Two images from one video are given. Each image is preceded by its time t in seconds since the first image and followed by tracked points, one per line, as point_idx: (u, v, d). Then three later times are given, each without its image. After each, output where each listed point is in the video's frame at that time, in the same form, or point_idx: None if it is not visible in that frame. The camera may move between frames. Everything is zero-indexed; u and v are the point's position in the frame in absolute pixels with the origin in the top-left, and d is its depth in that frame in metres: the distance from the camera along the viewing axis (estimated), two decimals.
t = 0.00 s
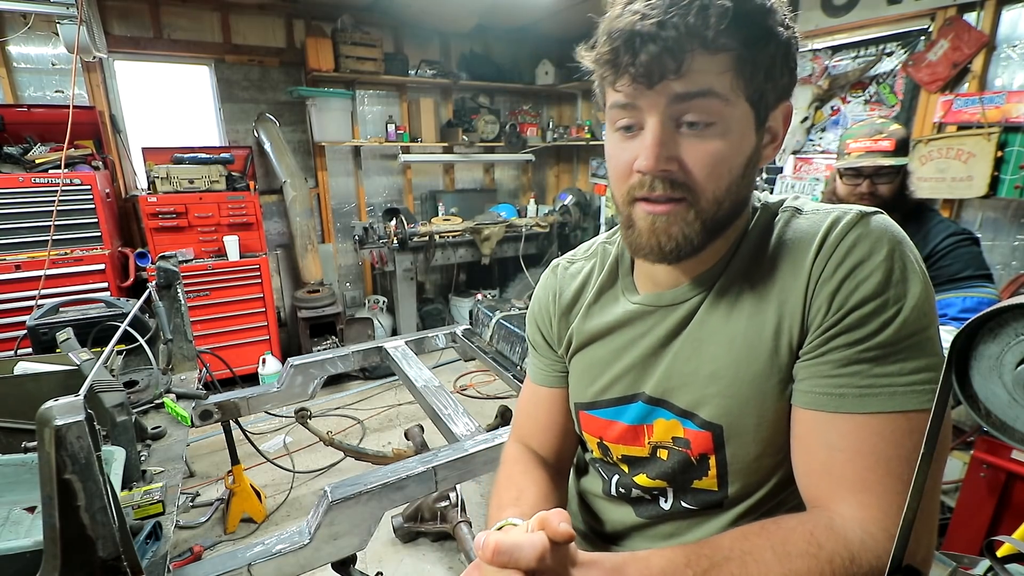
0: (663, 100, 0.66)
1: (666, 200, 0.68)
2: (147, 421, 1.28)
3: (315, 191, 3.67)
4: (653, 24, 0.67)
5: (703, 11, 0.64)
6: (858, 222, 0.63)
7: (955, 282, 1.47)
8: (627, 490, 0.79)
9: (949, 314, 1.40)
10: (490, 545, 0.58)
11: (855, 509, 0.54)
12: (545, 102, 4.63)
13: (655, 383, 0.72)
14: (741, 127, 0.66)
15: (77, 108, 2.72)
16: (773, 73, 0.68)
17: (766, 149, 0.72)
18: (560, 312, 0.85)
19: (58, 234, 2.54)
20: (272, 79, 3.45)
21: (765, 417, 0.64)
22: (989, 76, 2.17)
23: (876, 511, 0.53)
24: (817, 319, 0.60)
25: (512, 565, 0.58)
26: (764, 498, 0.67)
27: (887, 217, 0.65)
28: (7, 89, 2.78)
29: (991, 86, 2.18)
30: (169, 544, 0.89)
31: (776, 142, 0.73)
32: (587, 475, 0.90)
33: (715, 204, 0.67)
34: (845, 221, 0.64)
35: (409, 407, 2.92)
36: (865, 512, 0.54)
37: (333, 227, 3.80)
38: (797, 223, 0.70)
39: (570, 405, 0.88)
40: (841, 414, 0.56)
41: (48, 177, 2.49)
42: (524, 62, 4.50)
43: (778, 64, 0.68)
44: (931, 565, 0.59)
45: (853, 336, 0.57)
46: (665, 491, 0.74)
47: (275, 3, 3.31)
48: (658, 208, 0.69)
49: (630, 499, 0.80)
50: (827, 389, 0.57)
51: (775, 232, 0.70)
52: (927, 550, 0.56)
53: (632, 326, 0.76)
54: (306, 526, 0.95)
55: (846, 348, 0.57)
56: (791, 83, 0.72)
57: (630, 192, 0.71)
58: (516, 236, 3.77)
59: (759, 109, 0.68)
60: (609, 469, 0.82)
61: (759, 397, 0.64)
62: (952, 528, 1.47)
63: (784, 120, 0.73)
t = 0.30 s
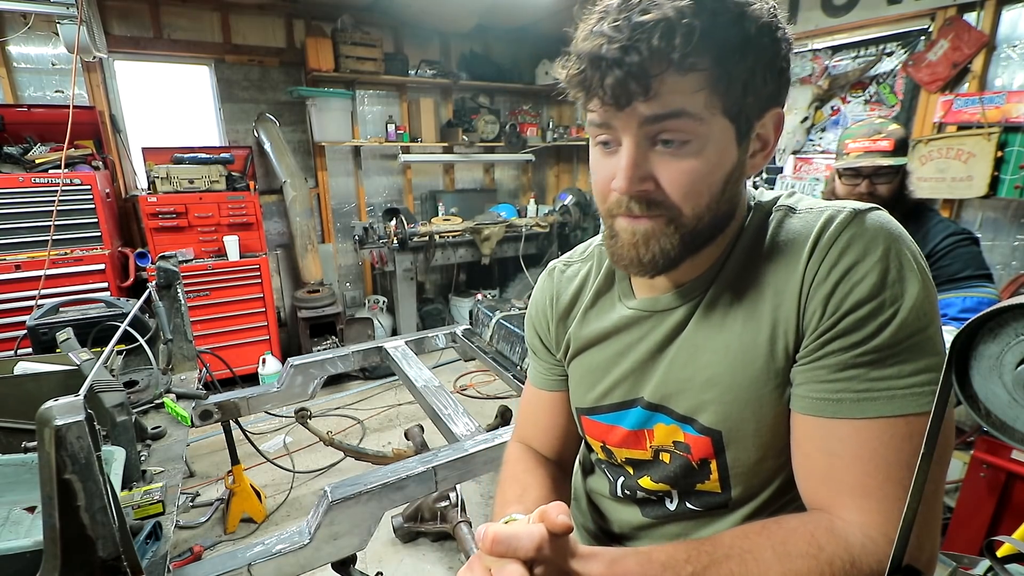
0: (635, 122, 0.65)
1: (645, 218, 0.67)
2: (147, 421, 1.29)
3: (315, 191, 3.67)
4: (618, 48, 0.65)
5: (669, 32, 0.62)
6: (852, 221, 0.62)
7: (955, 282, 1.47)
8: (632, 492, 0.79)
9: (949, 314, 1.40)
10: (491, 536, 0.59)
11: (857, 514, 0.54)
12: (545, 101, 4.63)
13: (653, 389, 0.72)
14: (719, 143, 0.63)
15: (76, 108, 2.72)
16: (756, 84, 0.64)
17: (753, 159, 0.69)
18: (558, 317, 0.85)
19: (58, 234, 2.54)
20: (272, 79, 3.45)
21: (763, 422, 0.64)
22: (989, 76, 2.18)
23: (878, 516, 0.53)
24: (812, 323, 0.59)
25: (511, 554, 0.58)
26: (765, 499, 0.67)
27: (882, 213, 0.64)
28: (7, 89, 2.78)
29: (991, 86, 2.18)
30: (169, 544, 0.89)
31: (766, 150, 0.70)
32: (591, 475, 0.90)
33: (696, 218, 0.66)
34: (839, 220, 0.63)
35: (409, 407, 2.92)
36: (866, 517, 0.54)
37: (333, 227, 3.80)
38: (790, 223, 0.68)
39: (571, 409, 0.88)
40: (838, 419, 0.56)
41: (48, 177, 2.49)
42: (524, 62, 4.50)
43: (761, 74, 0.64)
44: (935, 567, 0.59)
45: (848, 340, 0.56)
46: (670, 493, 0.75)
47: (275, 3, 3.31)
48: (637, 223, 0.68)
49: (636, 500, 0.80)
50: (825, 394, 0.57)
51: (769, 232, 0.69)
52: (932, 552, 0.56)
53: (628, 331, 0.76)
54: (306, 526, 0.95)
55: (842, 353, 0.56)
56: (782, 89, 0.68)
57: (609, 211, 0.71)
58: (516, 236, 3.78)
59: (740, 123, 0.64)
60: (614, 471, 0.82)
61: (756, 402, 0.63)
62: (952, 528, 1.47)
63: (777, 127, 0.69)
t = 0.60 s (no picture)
0: (599, 137, 0.65)
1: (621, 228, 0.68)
2: (147, 421, 1.28)
3: (315, 191, 3.67)
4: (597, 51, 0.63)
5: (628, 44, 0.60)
6: (849, 221, 0.61)
7: (955, 282, 1.47)
8: (632, 492, 0.79)
9: (949, 314, 1.39)
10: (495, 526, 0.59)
11: (859, 522, 0.53)
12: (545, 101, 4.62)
13: (651, 392, 0.72)
14: (685, 155, 0.62)
15: (77, 108, 2.72)
16: (724, 98, 0.61)
17: (737, 171, 0.66)
18: (558, 317, 0.85)
19: (58, 234, 2.54)
20: (272, 79, 3.45)
21: (760, 425, 0.63)
22: (989, 76, 2.18)
23: (880, 524, 0.53)
24: (809, 327, 0.59)
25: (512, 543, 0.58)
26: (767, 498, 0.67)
27: (880, 212, 0.62)
28: (7, 89, 2.78)
29: (991, 87, 2.18)
30: (169, 543, 0.89)
31: (755, 159, 0.68)
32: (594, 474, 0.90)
33: (665, 233, 0.65)
34: (836, 220, 0.62)
35: (409, 407, 2.92)
36: (867, 526, 0.53)
37: (333, 227, 3.79)
38: (787, 223, 0.67)
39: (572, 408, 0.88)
40: (838, 425, 0.55)
41: (48, 177, 2.49)
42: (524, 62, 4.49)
43: (731, 85, 0.61)
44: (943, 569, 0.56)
45: (847, 345, 0.55)
46: (670, 494, 0.75)
47: (275, 3, 3.31)
48: (615, 233, 0.69)
49: (636, 500, 0.80)
50: (824, 400, 0.56)
51: (766, 234, 0.68)
52: (937, 557, 0.55)
53: (627, 332, 0.76)
54: (306, 526, 0.95)
55: (841, 357, 0.55)
56: (763, 98, 0.64)
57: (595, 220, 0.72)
58: (516, 236, 3.77)
59: (712, 137, 0.62)
60: (615, 471, 0.82)
61: (754, 405, 0.63)
62: (952, 528, 1.47)
63: (761, 138, 0.66)
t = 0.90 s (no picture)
0: (563, 144, 0.68)
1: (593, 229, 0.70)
2: (147, 421, 1.29)
3: (315, 191, 3.67)
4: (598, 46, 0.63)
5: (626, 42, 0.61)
6: (852, 221, 0.61)
7: (955, 282, 1.47)
8: (633, 493, 0.79)
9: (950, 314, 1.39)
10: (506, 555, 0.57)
11: (862, 526, 0.53)
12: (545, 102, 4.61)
13: (652, 391, 0.72)
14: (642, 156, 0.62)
15: (77, 108, 2.72)
16: (666, 97, 0.60)
17: (705, 170, 0.65)
18: (561, 315, 0.86)
19: (58, 234, 2.54)
20: (272, 79, 3.45)
21: (762, 425, 0.63)
22: (989, 76, 2.18)
23: (883, 529, 0.52)
24: (811, 328, 0.58)
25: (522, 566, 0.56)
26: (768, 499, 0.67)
27: (883, 211, 0.62)
28: (7, 89, 2.78)
29: (991, 86, 2.18)
30: (169, 543, 0.89)
31: (727, 157, 0.66)
32: (595, 473, 0.90)
33: (629, 233, 0.66)
34: (838, 220, 0.62)
35: (409, 407, 2.92)
36: (870, 530, 0.53)
37: (333, 227, 3.79)
38: (789, 223, 0.67)
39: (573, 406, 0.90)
40: (840, 426, 0.55)
41: (48, 177, 2.49)
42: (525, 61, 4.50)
43: (671, 83, 0.60)
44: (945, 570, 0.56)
45: (849, 346, 0.55)
46: (670, 495, 0.75)
47: (275, 3, 3.31)
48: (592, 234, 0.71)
49: (637, 501, 0.80)
50: (825, 401, 0.56)
51: (767, 234, 0.68)
52: (940, 559, 0.54)
53: (630, 330, 0.76)
54: (306, 526, 0.95)
55: (842, 359, 0.55)
56: (719, 93, 0.62)
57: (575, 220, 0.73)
58: (516, 236, 3.78)
59: (664, 137, 0.61)
60: (616, 471, 0.82)
61: (755, 405, 0.63)
62: (952, 528, 1.47)
63: (729, 134, 0.64)
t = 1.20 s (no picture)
0: (601, 122, 0.62)
1: (629, 219, 0.63)
2: (147, 421, 1.28)
3: (315, 191, 3.67)
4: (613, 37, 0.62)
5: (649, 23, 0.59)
6: (850, 221, 0.61)
7: (955, 282, 1.47)
8: (631, 495, 0.79)
9: (949, 314, 1.39)
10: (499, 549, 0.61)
11: (861, 525, 0.53)
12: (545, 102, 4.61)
13: (650, 392, 0.72)
14: (697, 133, 0.59)
15: (77, 108, 2.72)
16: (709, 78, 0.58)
17: (735, 152, 0.64)
18: (556, 316, 0.87)
19: (58, 234, 2.54)
20: (272, 79, 3.45)
21: (763, 425, 0.63)
22: (989, 76, 2.18)
23: (882, 528, 0.52)
24: (809, 328, 0.58)
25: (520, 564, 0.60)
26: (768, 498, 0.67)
27: (880, 211, 0.62)
28: (7, 89, 2.78)
29: (991, 86, 2.18)
30: (169, 543, 0.89)
31: (749, 140, 0.66)
32: (591, 476, 0.90)
33: (676, 216, 0.62)
34: (836, 220, 0.62)
35: (409, 407, 2.92)
36: (869, 529, 0.53)
37: (333, 227, 3.80)
38: (787, 223, 0.67)
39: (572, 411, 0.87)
40: (839, 426, 0.55)
41: (48, 177, 2.49)
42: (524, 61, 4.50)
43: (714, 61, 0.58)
44: (943, 569, 0.56)
45: (847, 344, 0.55)
46: (669, 497, 0.75)
47: (275, 3, 3.31)
48: (626, 228, 0.64)
49: (635, 503, 0.80)
50: (824, 399, 0.56)
51: (765, 234, 0.68)
52: (938, 558, 0.55)
53: (627, 331, 0.76)
54: (306, 525, 0.95)
55: (840, 357, 0.55)
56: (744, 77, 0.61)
57: (597, 214, 0.67)
58: (516, 236, 3.78)
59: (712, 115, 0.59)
60: (613, 474, 0.82)
61: (756, 404, 0.63)
62: (952, 528, 1.47)
63: (755, 118, 0.64)
